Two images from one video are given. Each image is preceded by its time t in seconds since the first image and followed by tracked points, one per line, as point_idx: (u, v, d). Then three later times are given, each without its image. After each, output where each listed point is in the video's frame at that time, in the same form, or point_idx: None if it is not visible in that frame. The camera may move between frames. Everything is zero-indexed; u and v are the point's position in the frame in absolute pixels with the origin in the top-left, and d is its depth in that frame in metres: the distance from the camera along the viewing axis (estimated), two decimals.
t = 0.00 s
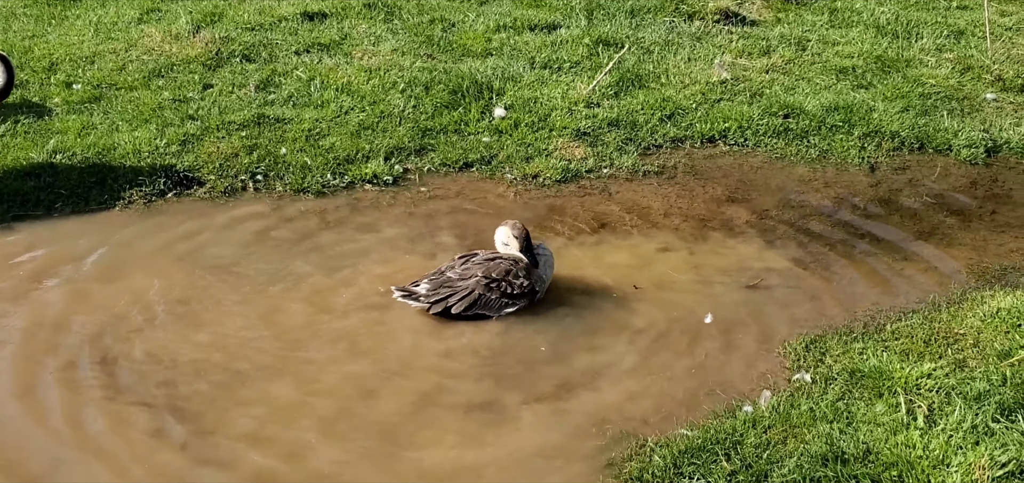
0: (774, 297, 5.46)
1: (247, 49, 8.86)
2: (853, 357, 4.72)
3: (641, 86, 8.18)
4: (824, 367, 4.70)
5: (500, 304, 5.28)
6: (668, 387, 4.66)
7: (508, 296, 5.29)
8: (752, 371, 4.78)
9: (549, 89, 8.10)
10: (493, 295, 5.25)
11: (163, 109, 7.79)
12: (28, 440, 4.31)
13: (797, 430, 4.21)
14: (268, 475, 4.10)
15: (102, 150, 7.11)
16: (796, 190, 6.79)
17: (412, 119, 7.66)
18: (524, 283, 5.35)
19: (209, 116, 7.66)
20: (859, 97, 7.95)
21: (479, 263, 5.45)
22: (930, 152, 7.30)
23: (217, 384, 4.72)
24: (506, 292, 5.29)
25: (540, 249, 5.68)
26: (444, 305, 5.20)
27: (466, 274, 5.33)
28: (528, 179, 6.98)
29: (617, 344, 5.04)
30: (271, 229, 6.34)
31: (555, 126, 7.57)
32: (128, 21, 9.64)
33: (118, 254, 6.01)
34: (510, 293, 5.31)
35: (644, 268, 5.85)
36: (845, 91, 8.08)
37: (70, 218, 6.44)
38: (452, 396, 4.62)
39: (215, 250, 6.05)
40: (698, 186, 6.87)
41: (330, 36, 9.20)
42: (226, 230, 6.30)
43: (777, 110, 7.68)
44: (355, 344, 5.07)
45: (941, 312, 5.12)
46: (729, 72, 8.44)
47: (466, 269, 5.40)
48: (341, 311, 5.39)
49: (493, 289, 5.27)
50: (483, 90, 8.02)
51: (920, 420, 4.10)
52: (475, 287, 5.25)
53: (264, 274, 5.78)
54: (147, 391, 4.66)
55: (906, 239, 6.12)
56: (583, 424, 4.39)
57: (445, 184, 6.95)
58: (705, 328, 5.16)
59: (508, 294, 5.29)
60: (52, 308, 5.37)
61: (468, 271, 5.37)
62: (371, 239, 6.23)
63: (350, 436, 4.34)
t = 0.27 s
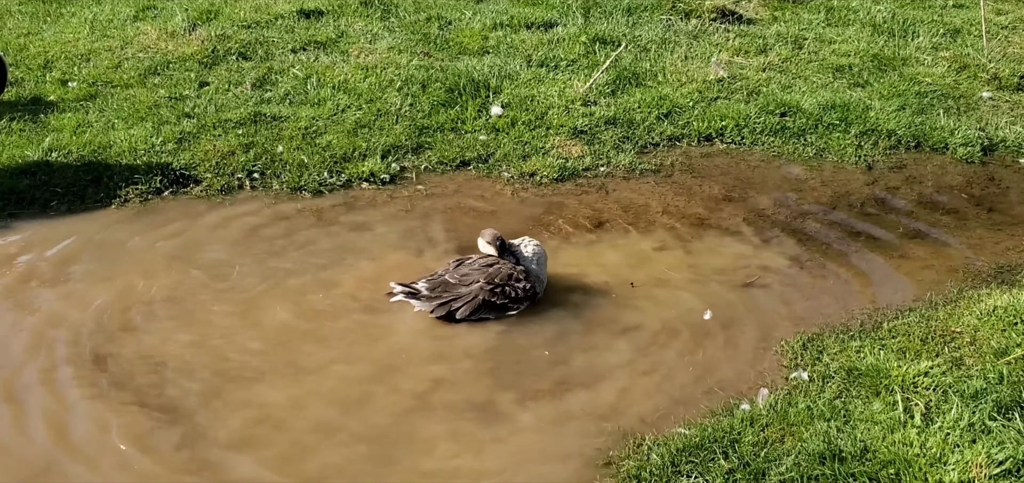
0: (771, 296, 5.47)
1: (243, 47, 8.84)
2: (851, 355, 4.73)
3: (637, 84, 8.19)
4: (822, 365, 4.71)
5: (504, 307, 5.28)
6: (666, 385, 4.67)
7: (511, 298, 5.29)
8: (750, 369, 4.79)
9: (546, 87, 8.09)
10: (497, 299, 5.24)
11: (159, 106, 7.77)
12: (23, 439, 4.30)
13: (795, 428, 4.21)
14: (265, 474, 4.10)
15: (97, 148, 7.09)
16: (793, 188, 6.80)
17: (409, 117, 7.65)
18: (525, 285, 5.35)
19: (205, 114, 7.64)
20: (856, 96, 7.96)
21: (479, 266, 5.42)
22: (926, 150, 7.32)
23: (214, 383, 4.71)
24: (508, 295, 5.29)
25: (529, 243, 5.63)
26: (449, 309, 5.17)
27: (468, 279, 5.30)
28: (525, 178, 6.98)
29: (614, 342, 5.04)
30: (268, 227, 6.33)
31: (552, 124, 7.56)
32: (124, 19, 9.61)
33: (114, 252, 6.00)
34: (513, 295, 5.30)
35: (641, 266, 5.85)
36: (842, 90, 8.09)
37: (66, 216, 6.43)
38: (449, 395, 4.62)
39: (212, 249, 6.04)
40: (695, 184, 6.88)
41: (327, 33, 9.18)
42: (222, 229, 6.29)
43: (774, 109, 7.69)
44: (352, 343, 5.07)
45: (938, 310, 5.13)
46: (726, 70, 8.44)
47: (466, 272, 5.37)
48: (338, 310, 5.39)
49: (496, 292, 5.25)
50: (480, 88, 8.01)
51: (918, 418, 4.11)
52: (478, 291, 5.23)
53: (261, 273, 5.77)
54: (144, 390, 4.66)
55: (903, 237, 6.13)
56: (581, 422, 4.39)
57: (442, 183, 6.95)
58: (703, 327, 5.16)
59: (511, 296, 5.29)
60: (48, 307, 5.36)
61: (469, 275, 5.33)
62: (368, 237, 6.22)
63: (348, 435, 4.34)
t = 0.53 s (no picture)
0: (770, 295, 5.47)
1: (242, 46, 8.84)
2: (850, 355, 4.73)
3: (637, 83, 8.19)
4: (821, 364, 4.71)
5: (499, 306, 5.28)
6: (665, 384, 4.67)
7: (506, 298, 5.29)
8: (749, 368, 4.79)
9: (545, 86, 8.09)
10: (491, 298, 5.25)
11: (158, 105, 7.76)
12: (20, 439, 4.29)
13: (794, 427, 4.22)
14: (265, 473, 4.10)
15: (96, 146, 7.09)
16: (792, 187, 6.81)
17: (408, 116, 7.65)
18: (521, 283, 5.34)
19: (204, 112, 7.63)
20: (855, 95, 7.96)
21: (475, 265, 5.42)
22: (925, 150, 7.32)
23: (213, 382, 4.71)
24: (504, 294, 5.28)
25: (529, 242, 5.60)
26: (443, 309, 5.18)
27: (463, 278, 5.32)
28: (525, 177, 6.98)
29: (613, 341, 5.05)
30: (267, 226, 6.32)
31: (551, 123, 7.56)
32: (122, 17, 9.60)
33: (113, 251, 5.99)
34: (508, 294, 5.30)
35: (640, 265, 5.85)
36: (841, 89, 8.09)
37: (64, 215, 6.42)
38: (449, 394, 4.62)
39: (211, 248, 6.04)
40: (694, 183, 6.88)
41: (325, 32, 9.17)
42: (221, 228, 6.29)
43: (773, 108, 7.69)
44: (352, 342, 5.07)
45: (937, 310, 5.13)
46: (725, 69, 8.44)
47: (462, 271, 5.38)
48: (337, 309, 5.38)
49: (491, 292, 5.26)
50: (479, 87, 8.01)
51: (917, 417, 4.11)
52: (473, 291, 5.24)
53: (259, 272, 5.77)
54: (143, 389, 4.65)
55: (901, 236, 6.14)
56: (580, 421, 4.40)
57: (441, 182, 6.95)
58: (702, 326, 5.16)
59: (506, 295, 5.29)
60: (46, 306, 5.35)
61: (464, 274, 5.34)
62: (367, 237, 6.22)
63: (347, 434, 4.34)
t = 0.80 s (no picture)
0: (768, 294, 5.47)
1: (241, 44, 8.83)
2: (848, 353, 4.73)
3: (635, 81, 8.18)
4: (819, 363, 4.71)
5: (494, 306, 5.26)
6: (663, 383, 4.67)
7: (502, 298, 5.27)
8: (747, 367, 4.79)
9: (544, 84, 8.09)
10: (487, 298, 5.23)
11: (156, 103, 7.75)
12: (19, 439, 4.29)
13: (793, 426, 4.22)
14: (264, 472, 4.10)
15: (94, 144, 7.08)
16: (790, 186, 6.81)
17: (406, 114, 7.64)
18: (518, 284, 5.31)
19: (202, 111, 7.62)
20: (853, 94, 7.96)
21: (473, 262, 5.39)
22: (923, 148, 7.33)
23: (212, 380, 4.71)
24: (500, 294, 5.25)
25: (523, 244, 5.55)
26: (437, 306, 5.17)
27: (461, 276, 5.28)
28: (523, 175, 6.97)
29: (612, 340, 5.04)
30: (265, 225, 6.31)
31: (549, 122, 7.56)
32: (120, 15, 9.58)
33: (111, 250, 5.98)
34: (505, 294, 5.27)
35: (638, 264, 5.85)
36: (840, 88, 8.09)
37: (63, 213, 6.41)
38: (447, 393, 4.62)
39: (208, 247, 6.03)
40: (692, 182, 6.88)
41: (324, 30, 9.16)
42: (218, 226, 6.28)
43: (771, 107, 7.70)
44: (350, 341, 5.07)
45: (935, 309, 5.14)
46: (724, 68, 8.44)
47: (461, 268, 5.35)
48: (336, 307, 5.38)
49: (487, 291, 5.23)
50: (478, 85, 8.00)
51: (915, 416, 4.11)
52: (469, 288, 5.22)
53: (258, 270, 5.76)
54: (142, 388, 4.65)
55: (899, 235, 6.14)
56: (579, 420, 4.40)
57: (440, 180, 6.94)
58: (700, 325, 5.16)
59: (501, 296, 5.26)
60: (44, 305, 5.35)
61: (462, 270, 5.31)
62: (366, 235, 6.21)
63: (346, 432, 4.34)
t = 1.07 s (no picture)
0: (765, 293, 5.47)
1: (238, 43, 8.81)
2: (846, 352, 4.73)
3: (633, 80, 8.18)
4: (817, 362, 4.71)
5: (487, 301, 5.30)
6: (661, 382, 4.67)
7: (495, 293, 5.30)
8: (745, 366, 4.79)
9: (541, 84, 8.08)
10: (481, 294, 5.26)
11: (153, 102, 7.74)
12: (15, 439, 4.28)
13: (790, 425, 4.22)
14: (261, 471, 4.09)
15: (91, 143, 7.07)
16: (788, 185, 6.81)
17: (404, 113, 7.64)
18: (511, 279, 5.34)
19: (199, 109, 7.61)
20: (851, 93, 7.96)
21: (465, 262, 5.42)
22: (921, 148, 7.33)
23: (209, 379, 4.70)
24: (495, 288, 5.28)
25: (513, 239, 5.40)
26: (432, 305, 5.19)
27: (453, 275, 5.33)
28: (521, 174, 6.97)
29: (609, 339, 5.04)
30: (262, 224, 6.31)
31: (547, 120, 7.55)
32: (117, 14, 9.56)
33: (109, 249, 5.98)
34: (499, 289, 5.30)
35: (636, 263, 5.85)
36: (837, 87, 8.09)
37: (60, 212, 6.40)
38: (444, 392, 4.61)
39: (205, 246, 6.02)
40: (690, 181, 6.88)
41: (321, 29, 9.15)
42: (216, 225, 6.27)
43: (769, 106, 7.70)
44: (347, 340, 5.06)
45: (933, 308, 5.14)
46: (721, 67, 8.44)
47: (452, 268, 5.38)
48: (333, 307, 5.37)
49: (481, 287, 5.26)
50: (475, 84, 8.00)
51: (912, 415, 4.11)
52: (462, 285, 5.26)
53: (255, 269, 5.75)
54: (139, 386, 4.64)
55: (897, 234, 6.14)
56: (576, 419, 4.39)
57: (437, 179, 6.94)
58: (698, 324, 5.16)
59: (496, 291, 5.29)
60: (41, 304, 5.34)
61: (454, 270, 5.35)
62: (363, 234, 6.21)
63: (343, 431, 4.33)
